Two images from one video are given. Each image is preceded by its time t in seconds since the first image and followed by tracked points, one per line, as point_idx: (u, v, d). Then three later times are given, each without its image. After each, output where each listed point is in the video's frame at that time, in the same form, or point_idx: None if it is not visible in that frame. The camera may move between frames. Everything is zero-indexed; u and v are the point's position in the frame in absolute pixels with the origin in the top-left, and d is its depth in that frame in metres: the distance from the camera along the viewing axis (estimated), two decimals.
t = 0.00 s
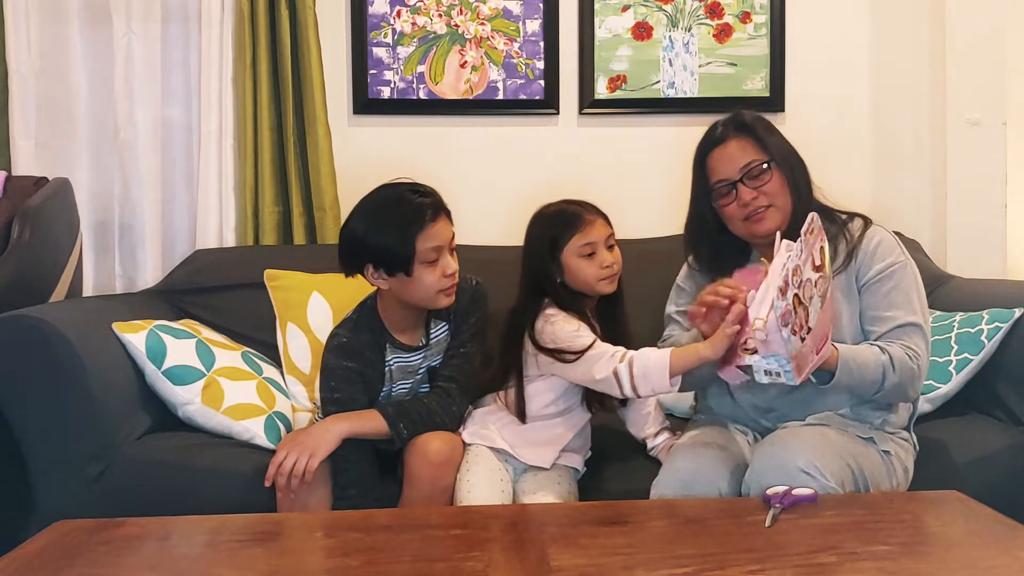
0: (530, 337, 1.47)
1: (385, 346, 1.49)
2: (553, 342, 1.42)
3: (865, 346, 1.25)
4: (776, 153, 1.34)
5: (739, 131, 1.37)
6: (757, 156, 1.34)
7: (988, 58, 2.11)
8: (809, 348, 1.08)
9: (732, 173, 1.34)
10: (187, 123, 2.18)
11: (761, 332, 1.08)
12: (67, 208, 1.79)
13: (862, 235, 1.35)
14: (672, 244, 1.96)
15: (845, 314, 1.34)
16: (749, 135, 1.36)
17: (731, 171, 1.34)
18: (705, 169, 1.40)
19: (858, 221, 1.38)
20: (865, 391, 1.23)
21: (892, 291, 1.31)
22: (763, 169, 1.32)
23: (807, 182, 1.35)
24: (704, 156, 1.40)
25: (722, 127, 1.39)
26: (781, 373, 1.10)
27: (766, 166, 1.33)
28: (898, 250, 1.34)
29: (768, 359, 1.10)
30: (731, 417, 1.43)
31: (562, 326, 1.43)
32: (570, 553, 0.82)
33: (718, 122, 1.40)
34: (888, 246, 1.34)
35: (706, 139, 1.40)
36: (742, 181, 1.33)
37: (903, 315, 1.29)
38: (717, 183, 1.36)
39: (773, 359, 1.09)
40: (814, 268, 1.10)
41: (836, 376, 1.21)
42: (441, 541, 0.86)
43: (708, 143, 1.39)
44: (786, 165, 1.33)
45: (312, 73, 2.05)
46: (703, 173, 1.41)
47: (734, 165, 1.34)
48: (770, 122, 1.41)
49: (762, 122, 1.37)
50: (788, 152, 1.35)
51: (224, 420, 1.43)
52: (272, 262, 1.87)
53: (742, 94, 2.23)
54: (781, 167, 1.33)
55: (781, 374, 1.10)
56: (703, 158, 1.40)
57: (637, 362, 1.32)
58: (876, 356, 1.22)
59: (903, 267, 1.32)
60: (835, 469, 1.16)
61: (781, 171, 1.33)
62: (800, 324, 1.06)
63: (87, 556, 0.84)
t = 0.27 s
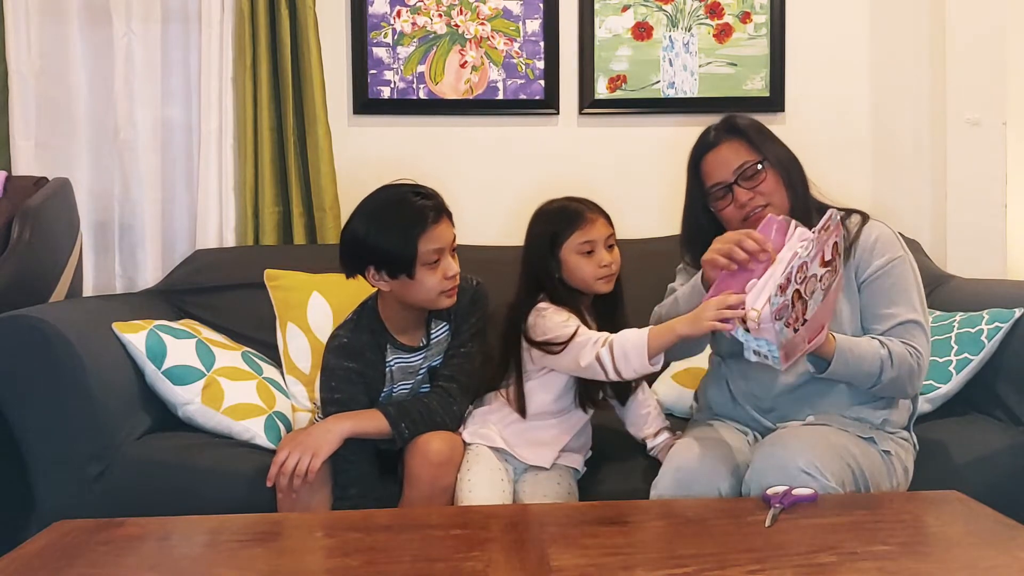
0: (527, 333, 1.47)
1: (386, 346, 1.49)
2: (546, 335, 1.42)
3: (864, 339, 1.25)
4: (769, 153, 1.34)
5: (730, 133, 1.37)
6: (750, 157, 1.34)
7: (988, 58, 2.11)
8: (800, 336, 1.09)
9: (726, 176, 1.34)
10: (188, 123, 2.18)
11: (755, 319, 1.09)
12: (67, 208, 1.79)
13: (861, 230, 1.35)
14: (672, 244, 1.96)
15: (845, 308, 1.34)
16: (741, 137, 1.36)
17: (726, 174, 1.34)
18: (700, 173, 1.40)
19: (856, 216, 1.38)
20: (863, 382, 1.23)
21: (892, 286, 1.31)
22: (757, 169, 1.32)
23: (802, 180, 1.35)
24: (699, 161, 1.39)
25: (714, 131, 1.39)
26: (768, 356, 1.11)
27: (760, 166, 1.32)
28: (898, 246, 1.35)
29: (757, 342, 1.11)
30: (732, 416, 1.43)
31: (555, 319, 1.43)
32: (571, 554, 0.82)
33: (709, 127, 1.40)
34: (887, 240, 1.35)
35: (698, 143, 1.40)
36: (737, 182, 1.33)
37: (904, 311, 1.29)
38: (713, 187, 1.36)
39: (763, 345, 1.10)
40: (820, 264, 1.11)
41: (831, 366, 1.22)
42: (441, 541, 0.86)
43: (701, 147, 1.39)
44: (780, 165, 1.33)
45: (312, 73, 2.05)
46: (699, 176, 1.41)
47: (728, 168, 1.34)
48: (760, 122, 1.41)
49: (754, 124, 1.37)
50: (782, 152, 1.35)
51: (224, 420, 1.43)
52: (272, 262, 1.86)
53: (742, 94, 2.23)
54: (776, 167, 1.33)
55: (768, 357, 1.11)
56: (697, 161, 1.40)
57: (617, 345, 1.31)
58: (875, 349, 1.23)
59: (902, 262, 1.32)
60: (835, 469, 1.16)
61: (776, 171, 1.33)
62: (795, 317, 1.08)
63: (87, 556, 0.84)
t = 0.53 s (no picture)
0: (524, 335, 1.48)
1: (385, 347, 1.49)
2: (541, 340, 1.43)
3: (864, 339, 1.25)
4: (770, 154, 1.34)
5: (730, 134, 1.37)
6: (752, 158, 1.34)
7: (988, 58, 2.11)
8: (783, 331, 1.11)
9: (727, 177, 1.34)
10: (187, 123, 2.18)
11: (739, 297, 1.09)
12: (67, 208, 1.79)
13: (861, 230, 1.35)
14: (672, 244, 1.96)
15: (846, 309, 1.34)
16: (741, 137, 1.36)
17: (727, 175, 1.34)
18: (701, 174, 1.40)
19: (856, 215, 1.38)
20: (862, 382, 1.23)
21: (892, 287, 1.31)
22: (758, 170, 1.32)
23: (803, 181, 1.35)
24: (700, 162, 1.40)
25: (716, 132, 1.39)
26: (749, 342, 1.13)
27: (762, 167, 1.32)
28: (898, 246, 1.35)
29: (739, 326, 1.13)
30: (732, 416, 1.43)
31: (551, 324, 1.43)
32: (571, 554, 0.82)
33: (710, 126, 1.40)
34: (887, 240, 1.35)
35: (699, 144, 1.40)
36: (739, 184, 1.33)
37: (904, 312, 1.29)
38: (715, 187, 1.36)
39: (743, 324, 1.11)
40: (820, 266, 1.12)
41: (830, 365, 1.22)
42: (442, 541, 0.86)
43: (702, 148, 1.39)
44: (782, 166, 1.33)
45: (312, 73, 2.05)
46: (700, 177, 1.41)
47: (730, 169, 1.34)
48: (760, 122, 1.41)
49: (755, 125, 1.37)
50: (783, 153, 1.35)
51: (224, 420, 1.43)
52: (272, 262, 1.87)
53: (742, 94, 2.23)
54: (777, 167, 1.33)
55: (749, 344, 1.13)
56: (698, 162, 1.40)
57: (603, 368, 1.31)
58: (874, 349, 1.23)
59: (901, 262, 1.32)
60: (835, 469, 1.16)
61: (777, 171, 1.33)
62: (780, 308, 1.09)
63: (87, 556, 0.84)
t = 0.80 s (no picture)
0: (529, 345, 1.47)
1: (386, 339, 1.49)
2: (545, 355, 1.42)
3: (866, 342, 1.25)
4: (772, 154, 1.34)
5: (732, 133, 1.37)
6: (753, 158, 1.34)
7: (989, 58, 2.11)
8: (778, 325, 1.10)
9: (730, 177, 1.34)
10: (187, 123, 2.18)
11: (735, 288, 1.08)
12: (67, 208, 1.79)
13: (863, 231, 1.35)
14: (672, 245, 1.96)
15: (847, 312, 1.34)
16: (743, 137, 1.36)
17: (729, 175, 1.34)
18: (703, 174, 1.40)
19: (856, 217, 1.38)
20: (863, 384, 1.23)
21: (893, 289, 1.31)
22: (760, 170, 1.32)
23: (804, 182, 1.35)
24: (701, 162, 1.40)
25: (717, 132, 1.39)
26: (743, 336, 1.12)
27: (763, 167, 1.32)
28: (899, 248, 1.35)
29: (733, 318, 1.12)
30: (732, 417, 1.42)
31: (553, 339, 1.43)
32: (571, 554, 0.82)
33: (712, 126, 1.40)
34: (887, 243, 1.34)
35: (701, 144, 1.40)
36: (741, 184, 1.33)
37: (905, 315, 1.29)
38: (716, 188, 1.36)
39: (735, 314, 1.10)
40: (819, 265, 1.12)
41: (831, 366, 1.22)
42: (442, 541, 0.86)
43: (703, 148, 1.39)
44: (783, 166, 1.33)
45: (312, 73, 2.05)
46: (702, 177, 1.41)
47: (732, 169, 1.34)
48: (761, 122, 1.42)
49: (756, 125, 1.37)
50: (784, 153, 1.35)
51: (224, 420, 1.43)
52: (272, 262, 1.87)
53: (742, 94, 2.23)
54: (779, 167, 1.33)
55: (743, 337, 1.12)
56: (700, 163, 1.40)
57: (606, 420, 1.28)
58: (875, 353, 1.23)
59: (902, 264, 1.32)
60: (836, 469, 1.16)
61: (778, 172, 1.33)
62: (776, 303, 1.09)
63: (88, 556, 0.84)
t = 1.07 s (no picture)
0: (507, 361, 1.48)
1: (381, 327, 1.50)
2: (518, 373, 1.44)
3: (867, 342, 1.25)
4: (772, 154, 1.33)
5: (733, 133, 1.37)
6: (754, 159, 1.34)
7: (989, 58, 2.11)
8: (784, 333, 1.10)
9: (731, 178, 1.34)
10: (187, 123, 2.18)
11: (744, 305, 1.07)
12: (67, 208, 1.79)
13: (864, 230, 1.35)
14: (672, 245, 1.96)
15: (849, 313, 1.34)
16: (744, 137, 1.36)
17: (729, 176, 1.34)
18: (703, 175, 1.40)
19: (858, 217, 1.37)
20: (864, 382, 1.23)
21: (893, 291, 1.31)
22: (761, 171, 1.32)
23: (805, 181, 1.35)
24: (701, 162, 1.40)
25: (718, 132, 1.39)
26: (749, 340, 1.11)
27: (764, 168, 1.32)
28: (901, 249, 1.34)
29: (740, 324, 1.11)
30: (730, 418, 1.42)
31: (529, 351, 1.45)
32: (572, 554, 0.82)
33: (712, 126, 1.40)
34: (889, 244, 1.34)
35: (701, 145, 1.40)
36: (742, 185, 1.33)
37: (907, 317, 1.29)
38: (717, 188, 1.36)
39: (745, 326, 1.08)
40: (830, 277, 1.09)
41: (831, 366, 1.22)
42: (443, 541, 0.86)
43: (704, 148, 1.39)
44: (784, 167, 1.33)
45: (312, 72, 2.05)
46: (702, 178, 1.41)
47: (732, 170, 1.34)
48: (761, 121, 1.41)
49: (757, 125, 1.37)
50: (784, 152, 1.34)
51: (224, 420, 1.43)
52: (272, 262, 1.86)
53: (742, 94, 2.23)
54: (779, 168, 1.33)
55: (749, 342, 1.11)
56: (701, 163, 1.40)
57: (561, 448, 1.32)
58: (876, 353, 1.23)
59: (904, 265, 1.32)
60: (837, 470, 1.16)
61: (779, 173, 1.33)
62: (785, 313, 1.08)
63: (88, 556, 0.84)
